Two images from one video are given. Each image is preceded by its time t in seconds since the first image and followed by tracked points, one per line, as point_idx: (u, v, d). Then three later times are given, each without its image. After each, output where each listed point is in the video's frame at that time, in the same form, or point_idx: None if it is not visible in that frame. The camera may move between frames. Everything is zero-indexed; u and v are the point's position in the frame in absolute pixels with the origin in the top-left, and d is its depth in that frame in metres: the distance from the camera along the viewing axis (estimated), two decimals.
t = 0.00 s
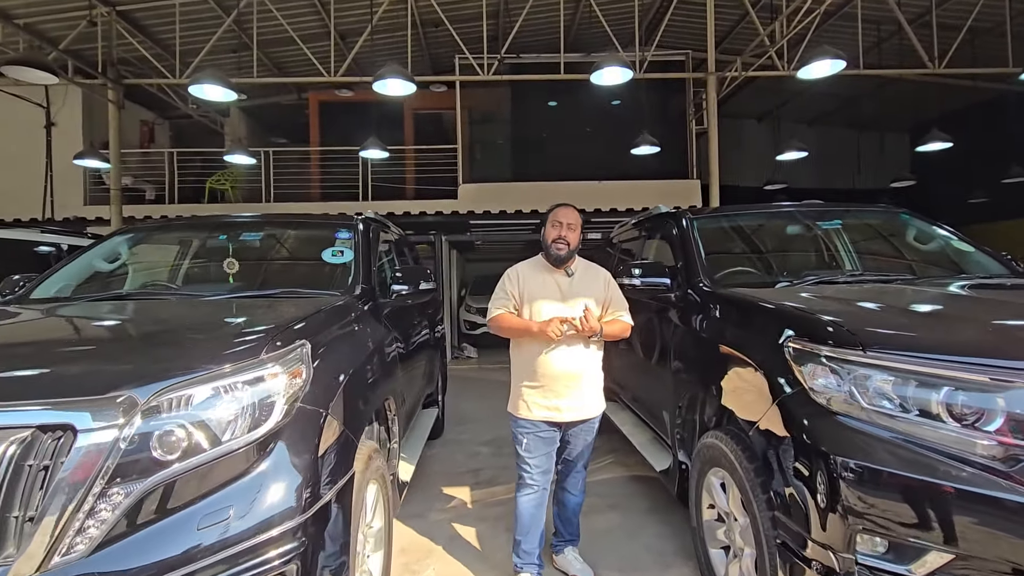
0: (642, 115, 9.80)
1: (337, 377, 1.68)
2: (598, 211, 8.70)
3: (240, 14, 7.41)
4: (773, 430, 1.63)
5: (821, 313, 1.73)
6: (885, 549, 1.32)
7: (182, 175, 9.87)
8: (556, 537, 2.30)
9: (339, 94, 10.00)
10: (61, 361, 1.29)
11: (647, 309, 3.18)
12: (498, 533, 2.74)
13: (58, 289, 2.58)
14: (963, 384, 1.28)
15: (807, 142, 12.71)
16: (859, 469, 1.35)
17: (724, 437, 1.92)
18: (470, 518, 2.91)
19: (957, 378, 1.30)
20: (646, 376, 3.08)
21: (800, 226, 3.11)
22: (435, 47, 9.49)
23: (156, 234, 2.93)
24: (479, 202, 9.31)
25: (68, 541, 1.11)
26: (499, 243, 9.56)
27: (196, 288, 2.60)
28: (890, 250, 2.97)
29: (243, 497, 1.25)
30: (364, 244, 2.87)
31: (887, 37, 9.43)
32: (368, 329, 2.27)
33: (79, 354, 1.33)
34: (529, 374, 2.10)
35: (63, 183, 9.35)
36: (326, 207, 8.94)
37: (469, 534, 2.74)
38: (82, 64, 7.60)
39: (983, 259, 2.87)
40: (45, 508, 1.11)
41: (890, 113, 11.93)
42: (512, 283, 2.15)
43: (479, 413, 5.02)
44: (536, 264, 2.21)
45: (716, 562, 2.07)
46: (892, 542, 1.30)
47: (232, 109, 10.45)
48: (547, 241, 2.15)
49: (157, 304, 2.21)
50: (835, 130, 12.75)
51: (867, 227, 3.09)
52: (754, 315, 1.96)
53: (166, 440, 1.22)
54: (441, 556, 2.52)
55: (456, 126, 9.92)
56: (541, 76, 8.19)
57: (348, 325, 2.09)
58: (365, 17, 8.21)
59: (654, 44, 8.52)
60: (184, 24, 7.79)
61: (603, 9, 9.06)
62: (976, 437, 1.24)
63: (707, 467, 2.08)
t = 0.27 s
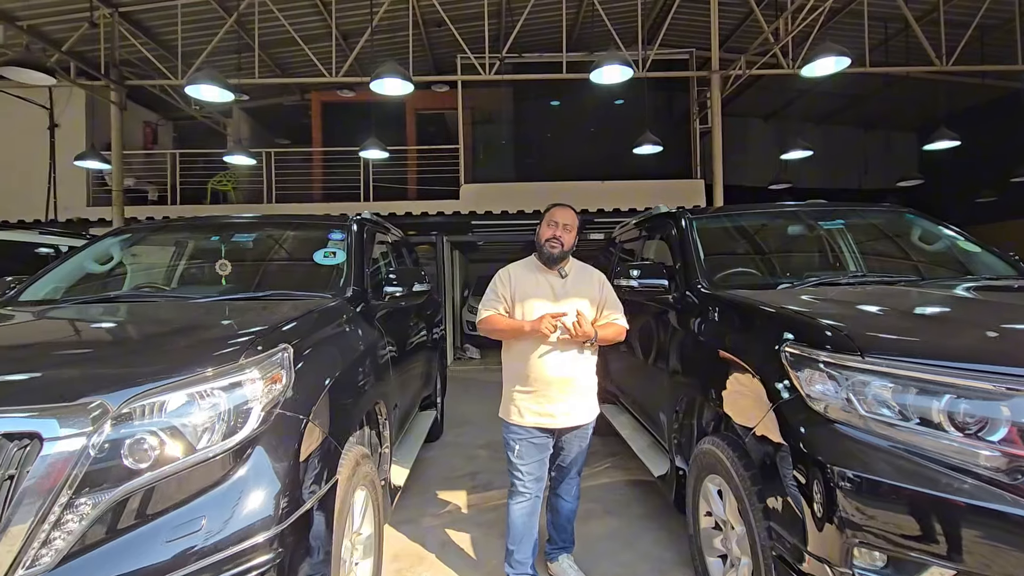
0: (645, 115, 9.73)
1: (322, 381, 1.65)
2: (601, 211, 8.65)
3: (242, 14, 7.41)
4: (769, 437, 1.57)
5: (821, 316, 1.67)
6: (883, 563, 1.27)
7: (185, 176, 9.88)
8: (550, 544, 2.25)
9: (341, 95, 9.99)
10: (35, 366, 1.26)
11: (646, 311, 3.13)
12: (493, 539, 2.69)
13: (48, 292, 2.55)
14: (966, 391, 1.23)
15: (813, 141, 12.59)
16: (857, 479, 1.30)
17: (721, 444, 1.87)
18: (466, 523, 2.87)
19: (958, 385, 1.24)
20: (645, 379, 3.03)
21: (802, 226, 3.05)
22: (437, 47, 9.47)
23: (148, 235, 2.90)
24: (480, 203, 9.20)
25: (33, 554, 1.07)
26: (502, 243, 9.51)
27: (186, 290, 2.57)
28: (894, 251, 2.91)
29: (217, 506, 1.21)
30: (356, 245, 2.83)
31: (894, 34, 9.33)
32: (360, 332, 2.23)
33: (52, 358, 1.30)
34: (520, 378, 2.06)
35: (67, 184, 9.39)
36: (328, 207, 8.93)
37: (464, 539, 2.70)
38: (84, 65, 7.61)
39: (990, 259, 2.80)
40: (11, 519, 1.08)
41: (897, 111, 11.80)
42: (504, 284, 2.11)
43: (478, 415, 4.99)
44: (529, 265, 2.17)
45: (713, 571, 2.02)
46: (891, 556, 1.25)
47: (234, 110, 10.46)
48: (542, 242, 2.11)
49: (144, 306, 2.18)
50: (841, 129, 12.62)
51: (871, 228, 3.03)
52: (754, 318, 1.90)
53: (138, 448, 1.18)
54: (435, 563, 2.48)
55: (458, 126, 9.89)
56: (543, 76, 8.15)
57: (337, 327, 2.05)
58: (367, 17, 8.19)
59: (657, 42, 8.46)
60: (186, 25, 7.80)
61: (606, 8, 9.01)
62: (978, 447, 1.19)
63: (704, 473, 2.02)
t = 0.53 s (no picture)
0: (647, 115, 9.69)
1: (313, 381, 1.63)
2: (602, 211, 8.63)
3: (241, 15, 7.40)
4: (764, 439, 1.55)
5: (819, 316, 1.65)
6: (879, 567, 1.24)
7: (187, 177, 9.89)
8: (545, 546, 2.23)
9: (342, 95, 9.97)
10: (17, 366, 1.24)
11: (645, 311, 3.10)
12: (490, 541, 2.67)
13: (39, 292, 2.53)
14: (964, 392, 1.20)
15: (815, 140, 12.53)
16: (853, 482, 1.27)
17: (717, 445, 1.85)
18: (463, 525, 2.85)
19: (956, 386, 1.21)
20: (644, 380, 3.00)
21: (802, 225, 3.02)
22: (437, 47, 9.46)
23: (144, 236, 2.89)
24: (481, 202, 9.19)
25: (11, 556, 1.05)
26: (503, 243, 9.49)
27: (178, 290, 2.55)
28: (895, 250, 2.88)
29: (201, 507, 1.20)
30: (351, 244, 2.81)
31: (897, 33, 9.28)
32: (354, 332, 2.20)
33: (34, 358, 1.28)
34: (509, 382, 2.04)
35: (69, 185, 9.40)
36: (328, 207, 8.93)
37: (460, 541, 2.68)
38: (85, 66, 7.62)
39: (992, 258, 2.77)
40: None
41: (900, 110, 11.74)
42: (495, 285, 2.08)
43: (477, 415, 4.97)
44: (522, 264, 2.14)
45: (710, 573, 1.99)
46: (887, 560, 1.23)
47: (236, 110, 10.46)
48: (534, 242, 2.08)
49: (136, 306, 2.16)
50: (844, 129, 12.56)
51: (872, 226, 3.00)
52: (751, 318, 1.88)
53: (119, 449, 1.16)
54: (430, 565, 2.46)
55: (459, 126, 9.87)
56: (543, 76, 8.13)
57: (330, 326, 2.03)
58: (367, 17, 8.18)
59: (658, 42, 8.43)
60: (186, 26, 7.80)
61: (607, 7, 8.99)
62: (976, 449, 1.16)
63: (700, 475, 2.00)
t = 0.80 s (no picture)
0: (647, 115, 9.72)
1: (313, 380, 1.64)
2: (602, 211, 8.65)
3: (241, 16, 7.41)
4: (761, 438, 1.56)
5: (817, 315, 1.66)
6: (876, 564, 1.26)
7: (187, 178, 9.91)
8: (544, 546, 2.24)
9: (342, 96, 9.99)
10: (21, 364, 1.25)
11: (644, 311, 3.11)
12: (490, 541, 2.67)
13: (41, 292, 2.54)
14: (958, 389, 1.21)
15: (814, 141, 12.56)
16: (850, 479, 1.28)
17: (716, 444, 1.86)
18: (463, 524, 2.86)
19: (952, 384, 1.23)
20: (643, 380, 3.01)
21: (800, 225, 3.03)
22: (437, 48, 9.49)
23: (144, 237, 2.89)
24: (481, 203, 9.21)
25: (17, 552, 1.06)
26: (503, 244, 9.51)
27: (179, 290, 2.56)
28: (894, 251, 2.89)
29: (205, 504, 1.21)
30: (352, 245, 2.83)
31: (895, 33, 9.30)
32: (354, 332, 2.21)
33: (34, 358, 1.29)
34: (501, 384, 2.05)
35: (70, 186, 9.42)
36: (329, 208, 8.94)
37: (460, 540, 2.69)
38: (86, 67, 7.64)
39: (990, 258, 2.78)
40: None
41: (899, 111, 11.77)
42: (484, 286, 2.10)
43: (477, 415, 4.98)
44: (510, 263, 2.15)
45: (709, 571, 2.00)
46: (884, 557, 1.24)
47: (236, 111, 10.49)
48: (522, 240, 2.09)
49: (138, 306, 2.17)
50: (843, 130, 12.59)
51: (870, 226, 3.01)
52: (749, 317, 1.89)
53: (123, 447, 1.17)
54: (430, 565, 2.46)
55: (459, 127, 9.89)
56: (543, 77, 8.15)
57: (331, 326, 2.04)
58: (367, 18, 8.20)
59: (657, 43, 8.46)
60: (186, 27, 7.82)
61: (606, 8, 9.01)
62: (972, 446, 1.17)
63: (699, 474, 2.01)
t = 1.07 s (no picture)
0: (645, 118, 9.80)
1: (328, 381, 1.69)
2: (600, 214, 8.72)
3: (242, 19, 7.45)
4: (762, 436, 1.63)
5: (815, 317, 1.72)
6: (873, 555, 1.32)
7: (188, 179, 9.95)
8: (549, 544, 2.29)
9: (343, 98, 10.04)
10: (53, 364, 1.30)
11: (645, 313, 3.17)
12: (494, 538, 2.73)
13: (54, 294, 2.59)
14: (949, 388, 1.28)
15: (810, 144, 12.67)
16: (847, 474, 1.34)
17: (717, 442, 1.92)
18: (468, 523, 2.91)
19: (943, 383, 1.29)
20: (644, 380, 3.07)
21: (797, 229, 3.10)
22: (437, 51, 9.55)
23: (153, 238, 2.93)
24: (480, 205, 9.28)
25: (57, 544, 1.11)
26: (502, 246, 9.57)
27: (191, 292, 2.61)
28: (889, 254, 2.96)
29: (232, 499, 1.26)
30: (359, 247, 2.89)
31: (890, 39, 9.41)
32: (363, 333, 2.26)
33: (46, 359, 1.32)
34: (500, 386, 2.09)
35: (70, 188, 9.44)
36: (329, 210, 9.00)
37: (466, 538, 2.74)
38: (87, 69, 7.67)
39: (982, 261, 2.85)
40: (34, 512, 1.11)
41: (894, 114, 11.89)
42: (479, 291, 2.13)
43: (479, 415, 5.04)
44: (504, 268, 2.19)
45: (710, 566, 2.06)
46: (880, 548, 1.30)
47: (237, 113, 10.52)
48: (514, 244, 2.12)
49: (153, 308, 2.23)
50: (838, 133, 12.71)
51: (866, 229, 3.08)
52: (748, 320, 1.95)
53: (154, 444, 1.22)
54: (437, 562, 2.52)
55: (458, 129, 9.96)
56: (542, 80, 8.22)
57: (341, 328, 2.10)
58: (367, 21, 8.25)
59: (655, 46, 8.54)
60: (186, 29, 7.85)
61: (605, 11, 9.09)
62: (962, 443, 1.24)
63: (700, 471, 2.08)
